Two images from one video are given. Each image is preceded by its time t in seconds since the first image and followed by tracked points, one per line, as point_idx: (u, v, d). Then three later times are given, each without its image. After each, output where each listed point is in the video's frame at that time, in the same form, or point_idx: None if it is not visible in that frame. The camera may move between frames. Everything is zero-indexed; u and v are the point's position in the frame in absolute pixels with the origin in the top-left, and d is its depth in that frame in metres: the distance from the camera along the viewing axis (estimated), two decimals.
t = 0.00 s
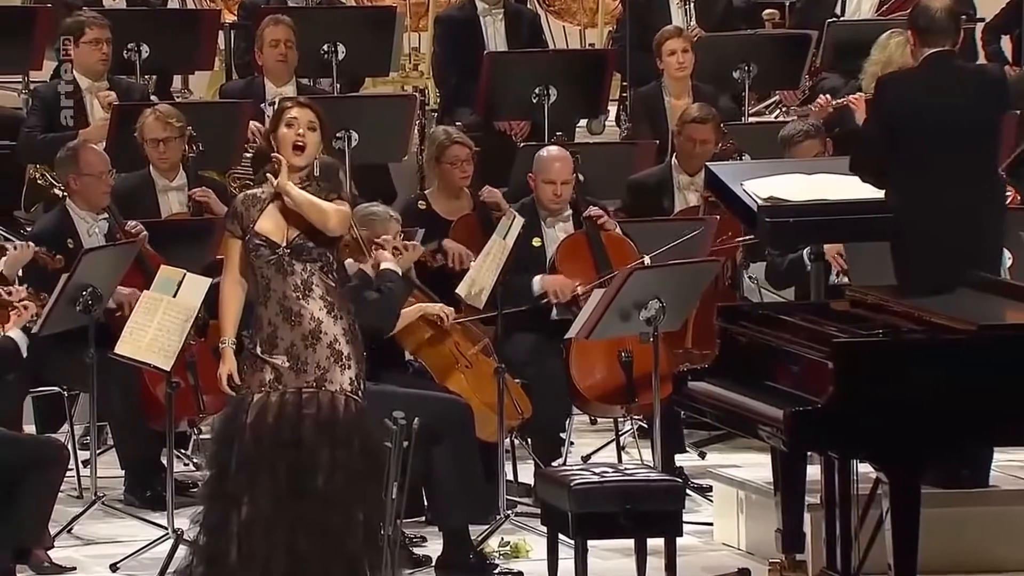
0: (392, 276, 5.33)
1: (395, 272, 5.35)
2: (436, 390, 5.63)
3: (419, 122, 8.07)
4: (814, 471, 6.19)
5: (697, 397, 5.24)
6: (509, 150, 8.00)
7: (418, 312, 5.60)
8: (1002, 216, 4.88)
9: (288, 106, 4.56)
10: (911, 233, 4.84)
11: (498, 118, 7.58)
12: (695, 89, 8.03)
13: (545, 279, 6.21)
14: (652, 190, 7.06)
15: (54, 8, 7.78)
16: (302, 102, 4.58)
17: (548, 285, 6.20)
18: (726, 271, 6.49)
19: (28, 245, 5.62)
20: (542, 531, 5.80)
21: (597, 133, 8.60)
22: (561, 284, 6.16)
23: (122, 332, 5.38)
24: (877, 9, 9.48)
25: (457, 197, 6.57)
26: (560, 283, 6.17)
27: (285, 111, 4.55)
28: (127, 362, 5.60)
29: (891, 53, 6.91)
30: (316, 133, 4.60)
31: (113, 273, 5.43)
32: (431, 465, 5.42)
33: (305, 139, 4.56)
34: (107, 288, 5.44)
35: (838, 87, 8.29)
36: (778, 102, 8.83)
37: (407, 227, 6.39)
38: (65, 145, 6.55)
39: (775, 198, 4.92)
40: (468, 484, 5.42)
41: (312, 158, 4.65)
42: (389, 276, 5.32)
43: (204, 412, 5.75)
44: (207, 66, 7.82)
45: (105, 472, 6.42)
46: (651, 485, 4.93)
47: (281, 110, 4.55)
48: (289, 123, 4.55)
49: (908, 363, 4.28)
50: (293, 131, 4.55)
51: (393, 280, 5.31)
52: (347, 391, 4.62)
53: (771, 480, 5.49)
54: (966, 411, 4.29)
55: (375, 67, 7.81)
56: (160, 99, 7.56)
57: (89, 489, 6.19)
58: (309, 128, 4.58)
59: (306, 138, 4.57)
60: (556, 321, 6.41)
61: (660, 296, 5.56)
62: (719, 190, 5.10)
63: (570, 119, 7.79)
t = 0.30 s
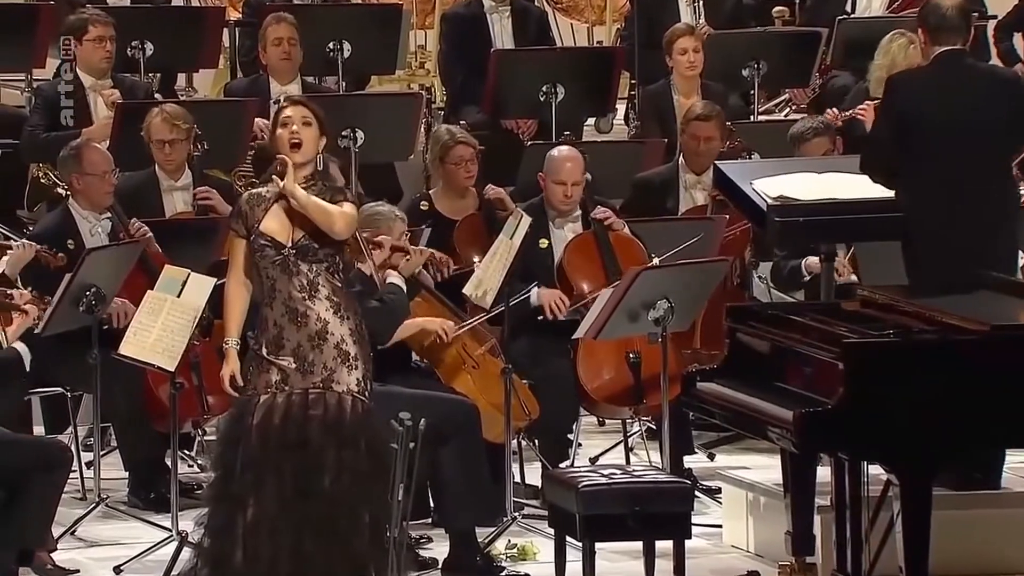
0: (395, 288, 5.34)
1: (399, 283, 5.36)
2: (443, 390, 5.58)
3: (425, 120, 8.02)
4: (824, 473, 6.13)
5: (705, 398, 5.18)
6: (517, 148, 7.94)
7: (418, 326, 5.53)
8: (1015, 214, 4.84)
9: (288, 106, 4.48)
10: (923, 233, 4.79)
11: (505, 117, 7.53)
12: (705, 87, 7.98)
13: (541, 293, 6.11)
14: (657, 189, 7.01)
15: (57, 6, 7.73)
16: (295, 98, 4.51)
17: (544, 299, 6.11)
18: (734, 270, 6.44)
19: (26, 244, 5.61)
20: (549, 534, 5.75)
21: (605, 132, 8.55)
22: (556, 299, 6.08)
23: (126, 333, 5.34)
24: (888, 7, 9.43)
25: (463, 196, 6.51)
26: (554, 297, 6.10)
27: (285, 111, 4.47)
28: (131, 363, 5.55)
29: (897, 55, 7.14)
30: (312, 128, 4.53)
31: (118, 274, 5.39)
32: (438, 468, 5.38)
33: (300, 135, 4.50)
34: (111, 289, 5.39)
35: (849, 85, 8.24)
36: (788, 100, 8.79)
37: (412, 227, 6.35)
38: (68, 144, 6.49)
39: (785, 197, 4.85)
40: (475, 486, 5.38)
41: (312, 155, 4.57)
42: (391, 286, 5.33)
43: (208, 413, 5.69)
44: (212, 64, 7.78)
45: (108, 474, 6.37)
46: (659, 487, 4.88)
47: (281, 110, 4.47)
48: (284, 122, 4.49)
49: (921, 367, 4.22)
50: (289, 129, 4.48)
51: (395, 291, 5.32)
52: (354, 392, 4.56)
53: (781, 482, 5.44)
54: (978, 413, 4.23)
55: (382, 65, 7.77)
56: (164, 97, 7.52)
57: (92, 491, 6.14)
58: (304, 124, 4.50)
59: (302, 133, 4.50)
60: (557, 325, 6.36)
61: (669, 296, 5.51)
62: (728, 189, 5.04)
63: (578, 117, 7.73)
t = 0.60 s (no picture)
0: (399, 277, 5.20)
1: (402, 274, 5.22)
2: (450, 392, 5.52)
3: (432, 118, 7.97)
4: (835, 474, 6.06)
5: (715, 399, 5.13)
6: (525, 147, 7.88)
7: (424, 335, 5.44)
8: None
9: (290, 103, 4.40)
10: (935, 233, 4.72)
11: (513, 115, 7.47)
12: (715, 85, 7.93)
13: (562, 294, 6.13)
14: (666, 190, 6.92)
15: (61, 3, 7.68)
16: (295, 95, 4.43)
17: (565, 299, 6.12)
18: (744, 270, 6.36)
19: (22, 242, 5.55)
20: (557, 536, 5.69)
21: (614, 130, 8.49)
22: (576, 300, 6.09)
23: (129, 333, 5.29)
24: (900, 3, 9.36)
25: (467, 196, 6.45)
26: (575, 297, 6.10)
27: (288, 110, 4.40)
28: (135, 363, 5.49)
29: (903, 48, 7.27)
30: (314, 124, 4.45)
31: (122, 274, 5.33)
32: (445, 470, 5.33)
33: (302, 131, 4.41)
34: (115, 288, 5.34)
35: (861, 83, 8.18)
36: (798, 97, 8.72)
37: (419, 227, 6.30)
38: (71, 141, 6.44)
39: (796, 195, 4.80)
40: (482, 487, 5.32)
41: (315, 152, 4.49)
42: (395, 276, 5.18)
43: (213, 415, 5.67)
44: (217, 62, 7.72)
45: (112, 475, 6.31)
46: (668, 489, 4.82)
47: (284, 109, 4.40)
48: (287, 121, 4.42)
49: (933, 368, 4.16)
50: (291, 126, 4.41)
51: (399, 282, 5.18)
52: (361, 392, 4.49)
53: (792, 484, 5.36)
54: (990, 413, 4.16)
55: (388, 62, 7.71)
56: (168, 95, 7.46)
57: (96, 492, 6.08)
58: (305, 120, 4.42)
59: (303, 130, 4.42)
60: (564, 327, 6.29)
61: (678, 296, 5.45)
62: (737, 186, 4.99)
63: (586, 115, 7.67)
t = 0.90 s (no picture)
0: (407, 257, 5.13)
1: (411, 254, 5.13)
2: (456, 392, 5.48)
3: (437, 116, 7.91)
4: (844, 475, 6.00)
5: (722, 400, 5.08)
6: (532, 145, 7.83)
7: (435, 324, 5.39)
8: None
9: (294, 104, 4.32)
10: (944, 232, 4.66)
11: (520, 113, 7.41)
12: (722, 82, 7.87)
13: (598, 274, 6.07)
14: (674, 189, 6.86)
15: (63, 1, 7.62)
16: (300, 94, 4.34)
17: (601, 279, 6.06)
18: (753, 269, 6.29)
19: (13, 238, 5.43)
20: (563, 538, 5.63)
21: (621, 129, 8.44)
22: (614, 279, 6.04)
23: (132, 332, 5.24)
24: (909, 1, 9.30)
25: (471, 194, 6.41)
26: (613, 278, 6.04)
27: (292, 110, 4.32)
28: (137, 363, 5.45)
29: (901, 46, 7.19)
30: (319, 124, 4.36)
31: (125, 272, 5.28)
32: (450, 471, 5.28)
33: (307, 132, 4.33)
34: (117, 287, 5.29)
35: (870, 81, 8.11)
36: (806, 96, 8.66)
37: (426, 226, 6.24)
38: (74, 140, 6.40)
39: (805, 195, 4.75)
40: (487, 489, 5.27)
41: (320, 152, 4.41)
42: (404, 258, 5.11)
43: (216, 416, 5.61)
44: (221, 60, 7.67)
45: (115, 477, 6.27)
46: (675, 490, 4.77)
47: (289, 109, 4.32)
48: (291, 120, 4.33)
49: (941, 368, 4.11)
50: (296, 127, 4.32)
51: (408, 262, 5.12)
52: (365, 394, 4.45)
53: (801, 486, 5.31)
54: (1001, 414, 4.11)
55: (393, 60, 7.66)
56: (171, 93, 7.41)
57: (98, 494, 6.03)
58: (310, 121, 4.34)
59: (308, 131, 4.33)
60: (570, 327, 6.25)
61: (686, 296, 5.40)
62: (745, 184, 4.94)
63: (592, 113, 7.61)
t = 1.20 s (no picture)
0: (418, 258, 5.13)
1: (420, 254, 5.14)
2: (464, 393, 5.41)
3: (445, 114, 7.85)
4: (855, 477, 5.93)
5: (733, 401, 5.02)
6: (540, 143, 7.77)
7: (447, 312, 5.31)
8: None
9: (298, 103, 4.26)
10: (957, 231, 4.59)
11: (527, 111, 7.35)
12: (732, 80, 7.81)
13: (620, 267, 5.96)
14: (684, 188, 6.79)
15: None
16: (305, 92, 4.28)
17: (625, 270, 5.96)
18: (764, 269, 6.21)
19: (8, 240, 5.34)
20: (572, 541, 5.56)
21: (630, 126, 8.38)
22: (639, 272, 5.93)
23: (136, 332, 5.18)
24: None
25: (479, 191, 6.33)
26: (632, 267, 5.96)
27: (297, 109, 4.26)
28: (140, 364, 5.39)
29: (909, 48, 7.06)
30: (325, 124, 4.30)
31: (129, 271, 5.22)
32: (457, 473, 5.23)
33: (311, 133, 4.27)
34: (121, 285, 5.23)
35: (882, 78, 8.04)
36: (818, 93, 8.59)
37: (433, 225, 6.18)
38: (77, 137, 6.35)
39: (816, 194, 4.68)
40: (493, 491, 5.21)
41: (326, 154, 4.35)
42: (413, 257, 5.12)
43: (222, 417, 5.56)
44: (225, 57, 7.62)
45: (118, 479, 6.21)
46: (685, 492, 4.71)
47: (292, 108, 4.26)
48: (296, 120, 4.29)
49: (956, 369, 4.03)
50: (301, 127, 4.27)
51: (418, 260, 5.11)
52: (368, 395, 4.41)
53: (812, 488, 5.24)
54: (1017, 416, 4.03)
55: (400, 57, 7.60)
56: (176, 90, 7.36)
57: (101, 496, 5.97)
58: (315, 121, 4.28)
59: (313, 131, 4.28)
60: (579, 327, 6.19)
61: (696, 295, 5.34)
62: (756, 183, 4.87)
63: (601, 111, 7.55)
